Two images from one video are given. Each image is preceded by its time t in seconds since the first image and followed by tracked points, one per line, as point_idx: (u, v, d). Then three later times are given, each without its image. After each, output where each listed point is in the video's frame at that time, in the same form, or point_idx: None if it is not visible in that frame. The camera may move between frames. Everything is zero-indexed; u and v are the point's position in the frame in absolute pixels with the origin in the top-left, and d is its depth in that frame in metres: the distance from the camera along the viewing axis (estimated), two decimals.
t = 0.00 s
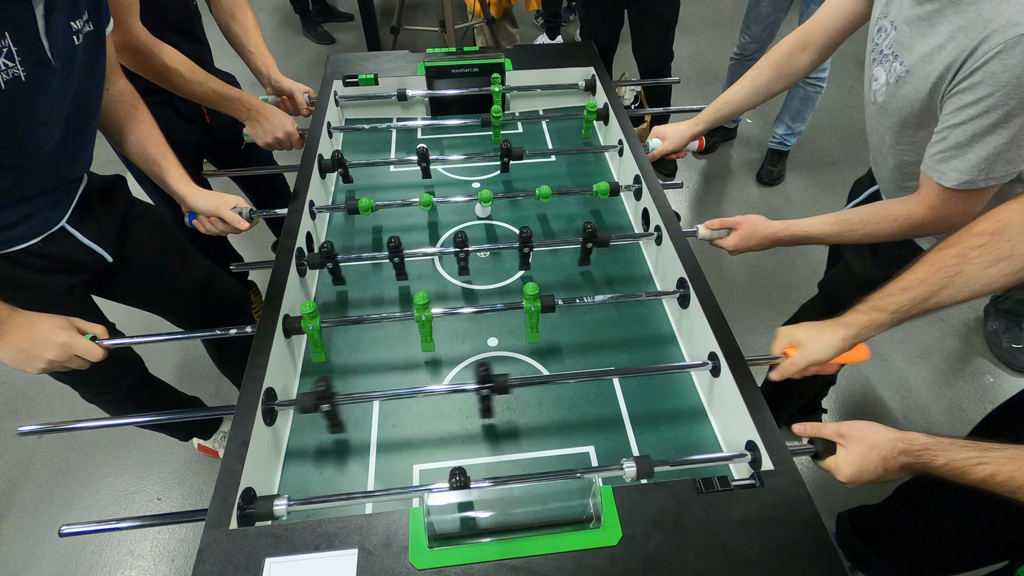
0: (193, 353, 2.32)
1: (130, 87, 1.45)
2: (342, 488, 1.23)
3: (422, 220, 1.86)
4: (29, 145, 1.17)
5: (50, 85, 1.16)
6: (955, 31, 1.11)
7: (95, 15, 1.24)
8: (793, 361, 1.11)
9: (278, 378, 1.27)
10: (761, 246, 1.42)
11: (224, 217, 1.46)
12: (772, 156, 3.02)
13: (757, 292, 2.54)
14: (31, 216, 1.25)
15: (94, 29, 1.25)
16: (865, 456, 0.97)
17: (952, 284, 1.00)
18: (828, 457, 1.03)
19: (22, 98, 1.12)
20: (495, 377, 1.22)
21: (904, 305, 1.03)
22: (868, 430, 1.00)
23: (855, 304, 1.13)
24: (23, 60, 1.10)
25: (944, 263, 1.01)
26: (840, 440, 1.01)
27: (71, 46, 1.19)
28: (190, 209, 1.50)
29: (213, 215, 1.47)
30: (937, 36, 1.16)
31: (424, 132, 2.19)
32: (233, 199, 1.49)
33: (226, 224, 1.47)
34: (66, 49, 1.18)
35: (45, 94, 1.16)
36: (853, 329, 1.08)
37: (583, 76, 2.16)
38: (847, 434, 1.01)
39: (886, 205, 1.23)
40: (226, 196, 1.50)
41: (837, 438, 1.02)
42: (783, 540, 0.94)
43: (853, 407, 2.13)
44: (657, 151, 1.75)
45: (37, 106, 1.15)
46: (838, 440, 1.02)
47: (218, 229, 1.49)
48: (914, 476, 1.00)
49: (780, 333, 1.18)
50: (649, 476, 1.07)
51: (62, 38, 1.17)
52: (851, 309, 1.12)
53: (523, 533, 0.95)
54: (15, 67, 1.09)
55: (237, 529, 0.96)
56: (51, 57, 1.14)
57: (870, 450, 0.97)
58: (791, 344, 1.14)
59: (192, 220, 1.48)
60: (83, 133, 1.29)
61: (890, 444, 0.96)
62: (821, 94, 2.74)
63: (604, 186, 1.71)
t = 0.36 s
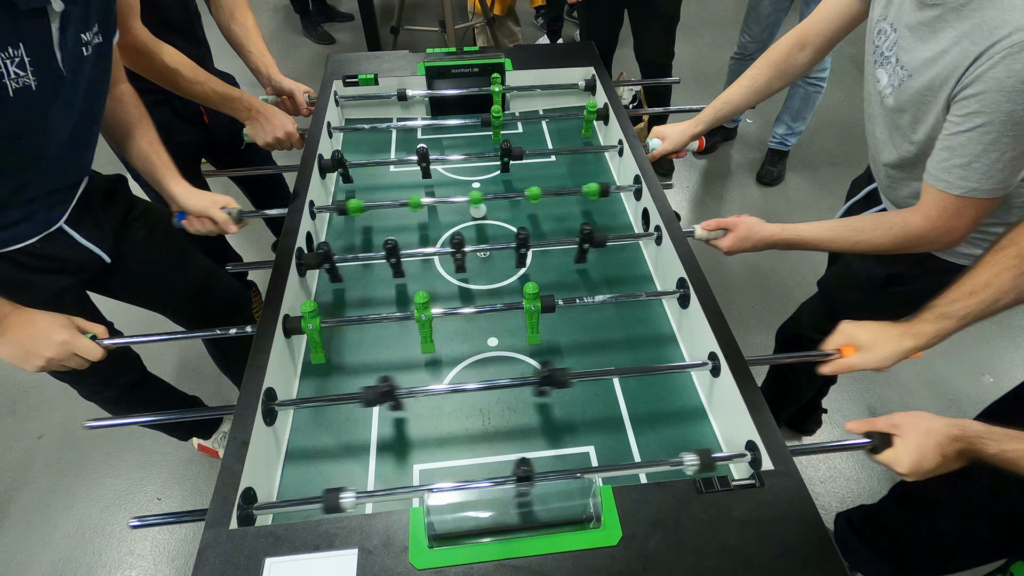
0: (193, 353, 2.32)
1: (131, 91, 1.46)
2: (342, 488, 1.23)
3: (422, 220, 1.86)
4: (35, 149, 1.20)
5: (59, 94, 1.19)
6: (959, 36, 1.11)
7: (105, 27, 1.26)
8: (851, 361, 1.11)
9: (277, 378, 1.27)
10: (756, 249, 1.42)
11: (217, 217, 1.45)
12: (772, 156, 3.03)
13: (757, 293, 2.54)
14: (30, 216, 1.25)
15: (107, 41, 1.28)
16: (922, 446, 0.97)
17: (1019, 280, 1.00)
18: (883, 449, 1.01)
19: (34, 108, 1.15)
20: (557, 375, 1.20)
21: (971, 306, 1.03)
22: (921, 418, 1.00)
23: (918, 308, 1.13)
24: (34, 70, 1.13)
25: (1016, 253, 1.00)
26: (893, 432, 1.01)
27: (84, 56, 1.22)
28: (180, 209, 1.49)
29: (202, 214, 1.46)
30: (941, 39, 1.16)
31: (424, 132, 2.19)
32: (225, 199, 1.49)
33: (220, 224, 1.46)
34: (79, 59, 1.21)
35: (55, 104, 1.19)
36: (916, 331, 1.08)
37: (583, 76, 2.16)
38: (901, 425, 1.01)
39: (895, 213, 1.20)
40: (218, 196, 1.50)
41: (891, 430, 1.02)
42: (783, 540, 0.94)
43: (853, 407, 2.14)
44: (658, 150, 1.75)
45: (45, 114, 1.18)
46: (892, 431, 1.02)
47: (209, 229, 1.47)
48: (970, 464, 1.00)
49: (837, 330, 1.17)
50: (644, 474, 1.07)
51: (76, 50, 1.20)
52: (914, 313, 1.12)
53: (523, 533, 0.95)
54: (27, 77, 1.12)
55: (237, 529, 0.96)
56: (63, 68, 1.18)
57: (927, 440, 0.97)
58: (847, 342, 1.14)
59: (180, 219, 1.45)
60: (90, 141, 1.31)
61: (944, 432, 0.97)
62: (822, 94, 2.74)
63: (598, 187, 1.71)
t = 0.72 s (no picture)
0: (192, 353, 2.32)
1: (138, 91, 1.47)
2: (342, 488, 1.23)
3: (421, 220, 1.86)
4: (45, 156, 1.20)
5: (78, 104, 1.21)
6: (961, 36, 1.11)
7: (120, 40, 1.31)
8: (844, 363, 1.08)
9: (277, 378, 1.27)
10: (796, 245, 1.42)
11: (233, 217, 1.46)
12: (772, 156, 3.03)
13: (757, 293, 2.54)
14: (29, 216, 1.25)
15: (119, 54, 1.31)
16: (909, 453, 0.97)
17: (1001, 283, 1.01)
18: (871, 452, 1.02)
19: (52, 118, 1.17)
20: (547, 377, 1.21)
21: (960, 312, 1.04)
22: (914, 423, 1.00)
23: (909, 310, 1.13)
24: (58, 82, 1.14)
25: (1001, 266, 1.01)
26: (882, 436, 1.01)
27: (100, 67, 1.24)
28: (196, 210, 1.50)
29: (222, 214, 1.48)
30: (942, 40, 1.16)
31: (424, 132, 2.19)
32: (241, 200, 1.50)
33: (235, 224, 1.48)
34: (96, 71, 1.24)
35: (72, 114, 1.20)
36: (906, 336, 1.08)
37: (582, 76, 2.17)
38: (890, 429, 1.01)
39: (936, 210, 1.20)
40: (234, 195, 1.51)
41: (880, 434, 1.02)
42: (783, 540, 0.94)
43: (853, 407, 2.14)
44: (657, 151, 1.75)
45: (62, 124, 1.19)
46: (882, 436, 1.01)
47: (225, 229, 1.49)
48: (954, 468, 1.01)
49: (828, 330, 1.15)
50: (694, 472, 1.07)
51: (94, 61, 1.22)
52: (906, 316, 1.12)
53: (523, 533, 0.95)
54: (50, 88, 1.13)
55: (237, 529, 0.96)
56: (84, 80, 1.20)
57: (914, 448, 0.97)
58: (839, 343, 1.12)
59: (199, 219, 1.46)
60: (96, 149, 1.32)
61: (932, 438, 0.96)
62: (822, 94, 2.74)
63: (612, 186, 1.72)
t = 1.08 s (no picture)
0: (192, 353, 2.32)
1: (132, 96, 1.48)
2: (342, 488, 1.23)
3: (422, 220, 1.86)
4: (42, 159, 1.19)
5: (74, 107, 1.20)
6: (963, 36, 1.11)
7: (119, 45, 1.30)
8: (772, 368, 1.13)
9: (278, 378, 1.27)
10: (796, 245, 1.43)
11: (219, 217, 1.47)
12: (772, 156, 3.03)
13: (757, 293, 2.54)
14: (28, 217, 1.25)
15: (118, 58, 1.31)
16: (855, 456, 0.99)
17: (939, 291, 1.00)
18: (820, 456, 1.04)
19: (50, 122, 1.16)
20: (471, 384, 1.20)
21: (889, 319, 1.04)
22: (860, 427, 1.02)
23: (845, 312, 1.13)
24: (55, 86, 1.14)
25: (934, 276, 1.00)
26: (830, 439, 1.04)
27: (98, 72, 1.24)
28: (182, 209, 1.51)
29: (207, 214, 1.48)
30: (943, 41, 1.16)
31: (424, 132, 2.19)
32: (229, 200, 1.51)
33: (222, 224, 1.49)
34: (94, 76, 1.23)
35: (69, 118, 1.20)
36: (837, 340, 1.09)
37: (583, 75, 2.16)
38: (837, 434, 1.03)
39: (934, 210, 1.21)
40: (221, 196, 1.52)
41: (829, 438, 1.04)
42: (783, 540, 0.94)
43: (853, 407, 2.14)
44: (657, 150, 1.75)
45: (60, 128, 1.19)
46: (830, 439, 1.03)
47: (210, 229, 1.49)
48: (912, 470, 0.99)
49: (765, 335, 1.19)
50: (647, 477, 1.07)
51: (93, 66, 1.22)
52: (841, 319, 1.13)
53: (523, 533, 0.95)
54: (48, 92, 1.13)
55: (237, 528, 0.97)
56: (81, 85, 1.20)
57: (860, 449, 0.99)
58: (770, 348, 1.16)
59: (185, 219, 1.47)
60: (93, 152, 1.32)
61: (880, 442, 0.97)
62: (822, 93, 2.74)
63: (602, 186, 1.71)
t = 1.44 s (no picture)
0: (192, 353, 2.32)
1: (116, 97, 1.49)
2: (342, 489, 1.23)
3: (421, 220, 1.86)
4: (44, 159, 1.20)
5: (78, 109, 1.20)
6: (962, 37, 1.11)
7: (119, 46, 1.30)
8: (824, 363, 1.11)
9: (277, 378, 1.27)
10: (799, 245, 1.42)
11: (190, 220, 1.47)
12: (772, 156, 3.03)
13: (757, 293, 2.54)
14: (27, 216, 1.25)
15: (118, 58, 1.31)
16: (900, 455, 0.97)
17: (983, 284, 1.01)
18: (863, 453, 1.02)
19: (53, 124, 1.16)
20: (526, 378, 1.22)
21: (935, 308, 1.04)
22: (901, 427, 1.00)
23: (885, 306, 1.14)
24: (59, 87, 1.14)
25: (977, 263, 1.00)
26: (874, 438, 1.01)
27: (100, 73, 1.24)
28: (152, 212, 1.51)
29: (178, 218, 1.48)
30: (942, 41, 1.16)
31: (424, 132, 2.19)
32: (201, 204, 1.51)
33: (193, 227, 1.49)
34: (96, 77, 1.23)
35: (72, 119, 1.20)
36: (881, 331, 1.09)
37: (582, 76, 2.16)
38: (882, 432, 1.01)
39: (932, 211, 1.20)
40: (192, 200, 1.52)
41: (872, 436, 1.02)
42: (783, 540, 0.94)
43: (853, 407, 2.14)
44: (657, 151, 1.75)
45: (62, 129, 1.19)
46: (873, 437, 1.02)
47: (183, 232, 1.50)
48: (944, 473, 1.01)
49: (807, 331, 1.18)
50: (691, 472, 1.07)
51: (96, 67, 1.22)
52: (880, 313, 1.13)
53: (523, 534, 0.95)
54: (52, 94, 1.13)
55: (237, 529, 0.97)
56: (85, 86, 1.20)
57: (905, 450, 0.97)
58: (818, 343, 1.14)
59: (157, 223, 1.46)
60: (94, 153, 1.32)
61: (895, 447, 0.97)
62: (822, 93, 2.74)
63: (574, 190, 1.72)
